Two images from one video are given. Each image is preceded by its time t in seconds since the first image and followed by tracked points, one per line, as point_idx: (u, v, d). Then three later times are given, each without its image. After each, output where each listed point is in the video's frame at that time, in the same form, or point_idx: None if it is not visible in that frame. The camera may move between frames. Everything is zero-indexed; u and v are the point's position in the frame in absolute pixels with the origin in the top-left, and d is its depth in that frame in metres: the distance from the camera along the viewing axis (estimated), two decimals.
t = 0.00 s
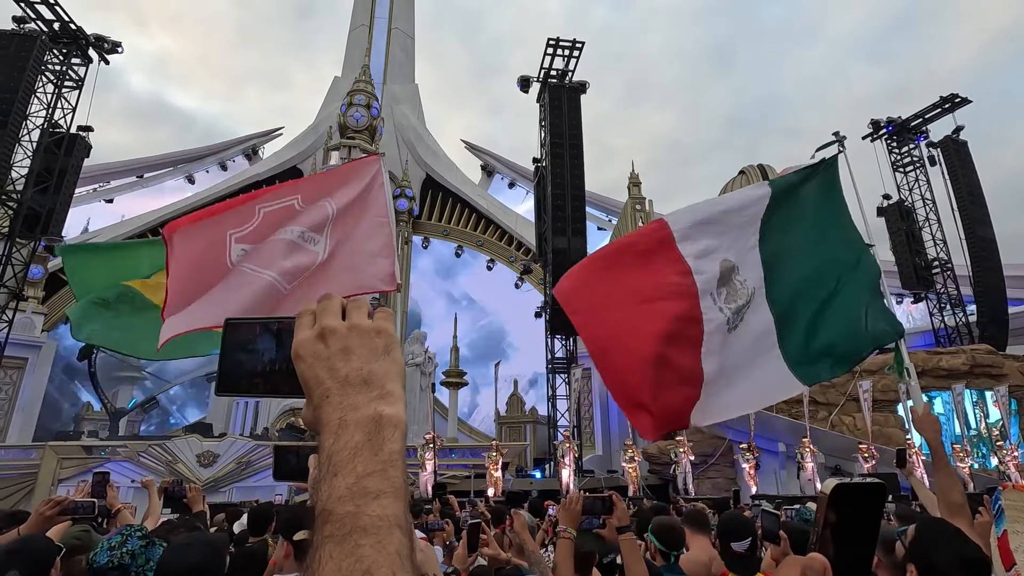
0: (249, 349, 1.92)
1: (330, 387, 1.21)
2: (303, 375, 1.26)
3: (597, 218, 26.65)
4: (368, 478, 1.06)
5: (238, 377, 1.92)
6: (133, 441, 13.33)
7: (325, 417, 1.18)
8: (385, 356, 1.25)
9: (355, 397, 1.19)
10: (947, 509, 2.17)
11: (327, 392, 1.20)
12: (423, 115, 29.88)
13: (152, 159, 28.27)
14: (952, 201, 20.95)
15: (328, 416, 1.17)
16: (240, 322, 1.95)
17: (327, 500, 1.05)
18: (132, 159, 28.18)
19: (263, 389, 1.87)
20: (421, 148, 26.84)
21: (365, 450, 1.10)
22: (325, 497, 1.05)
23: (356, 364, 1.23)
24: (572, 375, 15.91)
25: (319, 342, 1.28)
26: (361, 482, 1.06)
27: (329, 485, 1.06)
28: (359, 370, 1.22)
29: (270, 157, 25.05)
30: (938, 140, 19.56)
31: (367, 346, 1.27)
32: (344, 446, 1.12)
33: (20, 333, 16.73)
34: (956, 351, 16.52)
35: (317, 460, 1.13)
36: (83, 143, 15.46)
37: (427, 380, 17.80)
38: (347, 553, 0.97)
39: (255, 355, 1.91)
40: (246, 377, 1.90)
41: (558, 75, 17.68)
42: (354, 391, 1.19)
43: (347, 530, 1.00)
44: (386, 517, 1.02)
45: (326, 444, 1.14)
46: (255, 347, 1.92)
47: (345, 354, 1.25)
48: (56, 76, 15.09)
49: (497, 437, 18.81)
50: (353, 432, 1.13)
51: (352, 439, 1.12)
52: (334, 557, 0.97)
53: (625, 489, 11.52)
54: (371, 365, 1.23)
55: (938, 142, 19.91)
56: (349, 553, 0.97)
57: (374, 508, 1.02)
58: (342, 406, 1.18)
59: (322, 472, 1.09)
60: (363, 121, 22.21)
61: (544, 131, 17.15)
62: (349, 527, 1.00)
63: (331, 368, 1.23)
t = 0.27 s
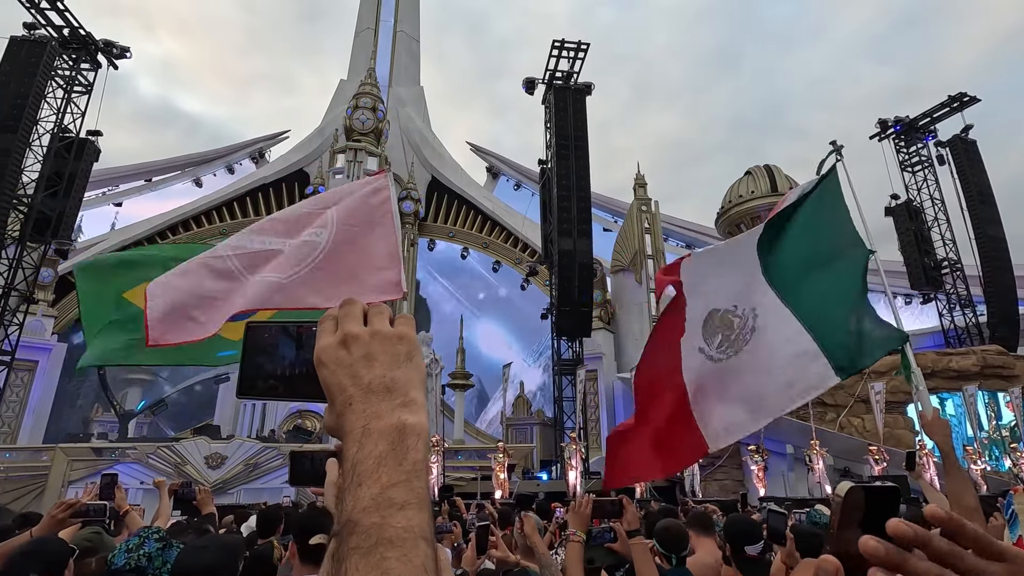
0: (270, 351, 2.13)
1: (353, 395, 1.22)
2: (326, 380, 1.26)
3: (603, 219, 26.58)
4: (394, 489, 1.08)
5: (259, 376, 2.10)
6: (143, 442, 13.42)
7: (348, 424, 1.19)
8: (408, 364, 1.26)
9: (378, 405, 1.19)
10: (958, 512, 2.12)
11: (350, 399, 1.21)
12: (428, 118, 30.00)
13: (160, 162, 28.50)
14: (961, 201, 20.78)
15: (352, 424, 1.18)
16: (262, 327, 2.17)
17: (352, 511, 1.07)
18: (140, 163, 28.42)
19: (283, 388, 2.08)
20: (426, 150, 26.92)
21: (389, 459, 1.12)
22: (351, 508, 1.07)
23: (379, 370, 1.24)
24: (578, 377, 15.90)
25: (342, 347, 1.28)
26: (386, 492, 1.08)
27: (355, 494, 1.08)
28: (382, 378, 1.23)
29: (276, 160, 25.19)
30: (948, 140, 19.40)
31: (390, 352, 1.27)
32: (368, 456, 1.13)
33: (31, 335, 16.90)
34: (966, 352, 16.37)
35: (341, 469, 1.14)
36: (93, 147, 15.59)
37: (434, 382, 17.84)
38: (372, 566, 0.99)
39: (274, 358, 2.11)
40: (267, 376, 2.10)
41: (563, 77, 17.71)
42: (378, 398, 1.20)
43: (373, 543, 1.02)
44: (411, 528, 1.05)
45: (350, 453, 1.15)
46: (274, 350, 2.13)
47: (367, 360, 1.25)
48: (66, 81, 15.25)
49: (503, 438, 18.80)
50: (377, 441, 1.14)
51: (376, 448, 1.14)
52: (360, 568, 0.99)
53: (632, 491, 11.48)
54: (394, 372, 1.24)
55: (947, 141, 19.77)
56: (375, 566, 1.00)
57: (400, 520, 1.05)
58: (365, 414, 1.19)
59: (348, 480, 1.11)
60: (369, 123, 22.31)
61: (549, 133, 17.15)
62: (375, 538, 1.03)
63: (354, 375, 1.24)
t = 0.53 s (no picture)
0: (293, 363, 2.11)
1: (380, 406, 1.27)
2: (352, 392, 1.32)
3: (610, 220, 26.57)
4: (422, 501, 1.14)
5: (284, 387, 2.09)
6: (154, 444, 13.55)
7: (376, 436, 1.25)
8: (431, 376, 1.32)
9: (406, 417, 1.25)
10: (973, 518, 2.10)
11: (377, 412, 1.26)
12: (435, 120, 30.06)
13: (169, 166, 28.75)
14: (973, 200, 20.55)
15: (380, 436, 1.23)
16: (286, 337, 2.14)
17: (384, 521, 1.12)
18: (150, 167, 28.67)
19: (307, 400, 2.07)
20: (433, 152, 26.98)
21: (418, 471, 1.17)
22: (382, 518, 1.12)
23: (404, 383, 1.29)
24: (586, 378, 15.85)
25: (368, 360, 1.34)
26: (415, 504, 1.13)
27: (386, 504, 1.14)
28: (407, 390, 1.28)
29: (284, 163, 25.33)
30: (958, 138, 19.20)
31: (414, 365, 1.33)
32: (396, 467, 1.18)
33: (43, 339, 17.11)
34: (979, 353, 16.20)
35: (371, 479, 1.20)
36: (104, 152, 15.76)
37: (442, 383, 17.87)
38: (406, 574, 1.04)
39: (300, 369, 2.09)
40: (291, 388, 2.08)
41: (569, 78, 17.69)
42: (405, 410, 1.26)
43: (405, 553, 1.07)
44: (442, 538, 1.10)
45: (379, 464, 1.21)
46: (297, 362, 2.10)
47: (393, 373, 1.31)
48: (77, 87, 15.43)
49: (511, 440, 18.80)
50: (405, 452, 1.20)
51: (405, 460, 1.19)
52: None
53: (641, 493, 11.43)
54: (419, 384, 1.30)
55: (958, 139, 19.56)
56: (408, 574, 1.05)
57: (430, 531, 1.10)
58: (393, 426, 1.24)
59: (378, 492, 1.17)
60: (375, 126, 22.38)
61: (556, 134, 17.14)
62: (407, 549, 1.08)
63: (381, 387, 1.30)
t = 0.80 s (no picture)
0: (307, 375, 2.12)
1: (396, 411, 1.28)
2: (369, 399, 1.33)
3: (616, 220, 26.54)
4: (442, 499, 1.14)
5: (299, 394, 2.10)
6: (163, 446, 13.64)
7: (394, 439, 1.26)
8: (446, 381, 1.32)
9: (422, 420, 1.26)
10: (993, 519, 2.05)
11: (394, 416, 1.27)
12: (441, 121, 30.12)
13: (178, 170, 28.95)
14: (984, 198, 20.35)
15: (398, 438, 1.24)
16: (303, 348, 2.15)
17: (405, 520, 1.13)
18: (158, 171, 28.89)
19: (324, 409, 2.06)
20: (439, 154, 27.03)
21: (435, 471, 1.18)
22: (404, 517, 1.13)
23: (419, 388, 1.30)
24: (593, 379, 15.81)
25: (383, 367, 1.34)
26: (434, 502, 1.14)
27: (405, 505, 1.15)
28: (423, 395, 1.29)
29: (291, 165, 25.46)
30: (969, 136, 19.02)
31: (429, 370, 1.33)
32: (415, 469, 1.19)
33: (54, 341, 17.27)
34: (991, 352, 16.03)
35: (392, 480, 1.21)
36: (113, 156, 15.90)
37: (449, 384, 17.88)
38: (429, 568, 1.06)
39: (317, 379, 2.09)
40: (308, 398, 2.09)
41: (575, 79, 17.67)
42: (421, 414, 1.27)
43: (427, 548, 1.08)
44: (462, 536, 1.11)
45: (398, 465, 1.22)
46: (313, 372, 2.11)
47: (408, 378, 1.31)
48: (87, 92, 15.58)
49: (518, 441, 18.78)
50: (423, 454, 1.20)
51: (422, 461, 1.19)
52: (417, 572, 1.06)
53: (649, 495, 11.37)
54: (434, 389, 1.30)
55: (968, 137, 19.38)
56: (431, 569, 1.06)
57: (450, 527, 1.11)
58: (410, 428, 1.25)
59: (398, 492, 1.18)
60: (382, 128, 22.46)
61: (561, 135, 17.13)
62: (429, 545, 1.09)
63: (396, 393, 1.30)
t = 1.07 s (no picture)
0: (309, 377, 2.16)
1: (407, 411, 1.28)
2: (378, 400, 1.32)
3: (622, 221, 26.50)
4: (457, 496, 1.14)
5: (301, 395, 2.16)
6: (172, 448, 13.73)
7: (404, 438, 1.25)
8: (455, 381, 1.33)
9: (432, 420, 1.26)
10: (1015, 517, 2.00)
11: (404, 416, 1.27)
12: (446, 124, 30.20)
13: (186, 173, 29.17)
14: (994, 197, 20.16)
15: (408, 438, 1.24)
16: (305, 349, 2.20)
17: (421, 518, 1.12)
18: (167, 175, 29.12)
19: (329, 409, 2.15)
20: (445, 156, 27.10)
21: (449, 469, 1.17)
22: (418, 516, 1.13)
23: (428, 389, 1.30)
24: (600, 381, 15.76)
25: (392, 367, 1.35)
26: (449, 498, 1.14)
27: (419, 504, 1.14)
28: (433, 396, 1.29)
29: (298, 168, 25.60)
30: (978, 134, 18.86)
31: (437, 371, 1.34)
32: (428, 466, 1.18)
33: (65, 344, 17.44)
34: (1002, 352, 15.86)
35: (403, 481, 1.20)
36: (123, 160, 16.04)
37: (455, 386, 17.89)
38: (447, 563, 1.04)
39: (319, 380, 2.15)
40: (310, 400, 2.15)
41: (580, 80, 17.68)
42: (431, 414, 1.27)
43: (444, 543, 1.07)
44: (478, 532, 1.11)
45: (410, 465, 1.21)
46: (315, 373, 2.16)
47: (417, 378, 1.32)
48: (97, 97, 15.74)
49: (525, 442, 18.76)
50: (436, 452, 1.20)
51: (435, 459, 1.19)
52: (434, 566, 1.04)
53: (658, 496, 11.31)
54: (443, 390, 1.31)
55: (978, 135, 19.21)
56: (449, 564, 1.04)
57: (465, 522, 1.11)
58: (421, 428, 1.25)
59: (411, 490, 1.17)
60: (388, 131, 22.54)
61: (567, 136, 17.12)
62: (446, 540, 1.08)
63: (406, 393, 1.30)
